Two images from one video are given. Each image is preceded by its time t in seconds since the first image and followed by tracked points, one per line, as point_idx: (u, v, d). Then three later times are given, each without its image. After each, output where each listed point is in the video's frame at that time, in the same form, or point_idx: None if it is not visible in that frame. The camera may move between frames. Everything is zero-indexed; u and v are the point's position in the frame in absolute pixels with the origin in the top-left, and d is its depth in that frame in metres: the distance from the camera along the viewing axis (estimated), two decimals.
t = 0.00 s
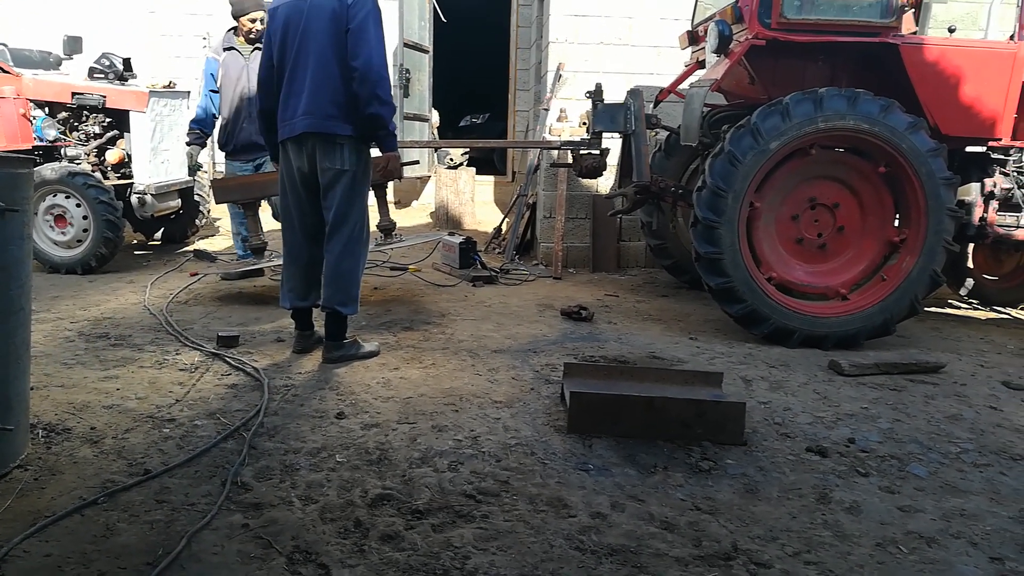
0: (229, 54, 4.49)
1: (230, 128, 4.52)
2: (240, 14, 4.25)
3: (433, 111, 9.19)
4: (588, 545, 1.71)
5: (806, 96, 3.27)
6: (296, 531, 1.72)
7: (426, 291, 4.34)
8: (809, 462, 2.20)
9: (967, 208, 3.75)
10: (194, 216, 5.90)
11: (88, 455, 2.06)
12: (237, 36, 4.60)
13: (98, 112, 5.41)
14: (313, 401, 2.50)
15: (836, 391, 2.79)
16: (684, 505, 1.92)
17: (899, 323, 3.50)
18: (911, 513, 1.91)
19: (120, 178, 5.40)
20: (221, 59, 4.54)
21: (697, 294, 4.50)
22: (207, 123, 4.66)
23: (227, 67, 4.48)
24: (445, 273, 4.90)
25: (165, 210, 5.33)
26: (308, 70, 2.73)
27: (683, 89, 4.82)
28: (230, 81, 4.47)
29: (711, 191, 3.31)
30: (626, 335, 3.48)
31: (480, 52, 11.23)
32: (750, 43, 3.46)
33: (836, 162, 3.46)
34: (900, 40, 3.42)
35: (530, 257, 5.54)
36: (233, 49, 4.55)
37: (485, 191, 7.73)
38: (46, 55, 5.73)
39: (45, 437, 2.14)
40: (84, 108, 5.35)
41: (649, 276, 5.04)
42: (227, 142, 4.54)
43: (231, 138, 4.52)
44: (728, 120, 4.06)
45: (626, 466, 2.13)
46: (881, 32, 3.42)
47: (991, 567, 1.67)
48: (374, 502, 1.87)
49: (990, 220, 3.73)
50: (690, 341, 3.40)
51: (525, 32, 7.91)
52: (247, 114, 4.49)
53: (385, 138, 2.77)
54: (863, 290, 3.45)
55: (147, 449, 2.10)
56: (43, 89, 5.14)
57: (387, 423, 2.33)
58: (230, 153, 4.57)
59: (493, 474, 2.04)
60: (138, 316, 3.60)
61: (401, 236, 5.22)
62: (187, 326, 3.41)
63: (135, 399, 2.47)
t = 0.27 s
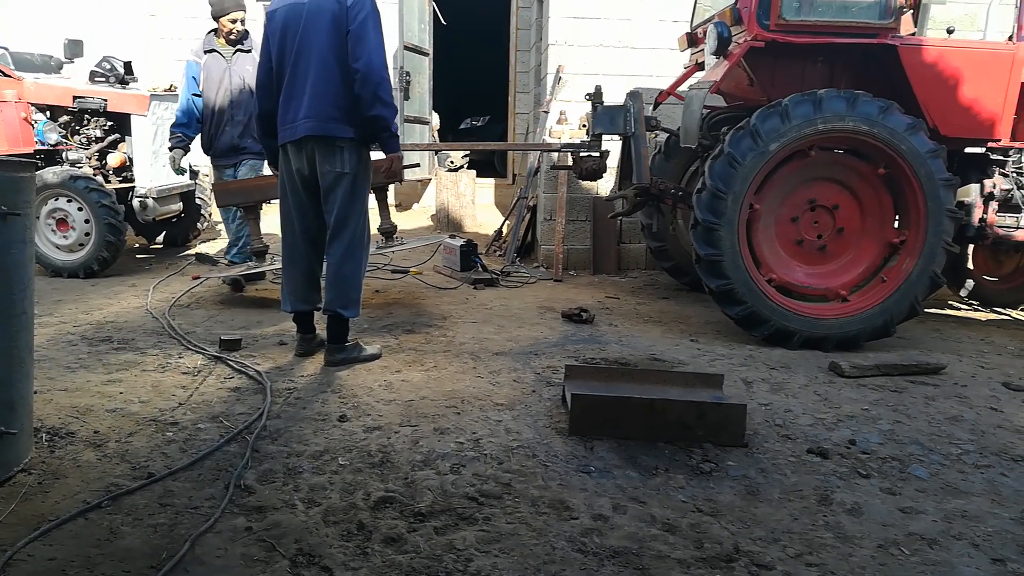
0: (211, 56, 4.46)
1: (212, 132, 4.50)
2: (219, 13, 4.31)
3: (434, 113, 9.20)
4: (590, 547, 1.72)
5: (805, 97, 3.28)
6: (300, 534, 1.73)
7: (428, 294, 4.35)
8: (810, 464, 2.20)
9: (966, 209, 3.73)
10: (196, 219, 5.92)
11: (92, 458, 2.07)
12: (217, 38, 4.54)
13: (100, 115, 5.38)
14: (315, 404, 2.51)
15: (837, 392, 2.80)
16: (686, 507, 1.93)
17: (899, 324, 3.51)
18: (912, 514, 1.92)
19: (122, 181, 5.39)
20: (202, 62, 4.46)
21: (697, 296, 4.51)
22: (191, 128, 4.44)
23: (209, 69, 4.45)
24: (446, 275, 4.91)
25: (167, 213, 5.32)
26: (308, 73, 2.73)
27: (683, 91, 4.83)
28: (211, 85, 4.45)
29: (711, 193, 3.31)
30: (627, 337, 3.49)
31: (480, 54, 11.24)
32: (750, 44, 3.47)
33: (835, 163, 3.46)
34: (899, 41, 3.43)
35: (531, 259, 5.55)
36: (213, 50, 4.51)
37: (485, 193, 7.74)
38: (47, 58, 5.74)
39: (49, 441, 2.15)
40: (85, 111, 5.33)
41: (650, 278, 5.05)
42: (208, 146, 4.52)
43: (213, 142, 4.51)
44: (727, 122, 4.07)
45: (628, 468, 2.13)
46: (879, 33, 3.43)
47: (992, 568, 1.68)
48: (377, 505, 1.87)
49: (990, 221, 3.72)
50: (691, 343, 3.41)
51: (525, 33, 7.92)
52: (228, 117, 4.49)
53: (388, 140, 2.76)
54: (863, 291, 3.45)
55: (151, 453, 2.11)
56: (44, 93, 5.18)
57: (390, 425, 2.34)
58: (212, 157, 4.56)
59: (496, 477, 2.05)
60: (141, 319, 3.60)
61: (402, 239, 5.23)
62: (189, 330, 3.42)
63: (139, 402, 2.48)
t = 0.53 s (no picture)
0: (207, 51, 4.33)
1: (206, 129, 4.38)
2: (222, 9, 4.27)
3: (442, 110, 9.19)
4: (601, 544, 1.71)
5: (816, 92, 3.26)
6: (311, 531, 1.73)
7: (437, 290, 4.35)
8: (822, 461, 2.19)
9: (979, 204, 3.70)
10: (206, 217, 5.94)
11: (105, 455, 2.08)
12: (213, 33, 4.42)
13: (110, 114, 5.43)
14: (325, 400, 2.51)
15: (848, 389, 2.78)
16: (697, 504, 1.92)
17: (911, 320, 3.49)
18: (925, 511, 1.91)
19: (132, 180, 5.40)
20: (199, 56, 4.34)
21: (707, 292, 4.49)
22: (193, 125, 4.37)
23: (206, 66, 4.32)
24: (455, 272, 4.91)
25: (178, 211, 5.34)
26: (318, 72, 2.73)
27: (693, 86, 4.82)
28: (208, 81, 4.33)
29: (721, 189, 3.30)
30: (637, 333, 3.48)
31: (488, 50, 11.21)
32: (760, 39, 3.45)
33: (846, 158, 3.44)
34: (910, 35, 3.40)
35: (540, 255, 5.55)
36: (211, 46, 4.38)
37: (494, 190, 7.73)
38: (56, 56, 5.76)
39: (62, 438, 2.16)
40: (96, 110, 5.37)
41: (660, 274, 5.03)
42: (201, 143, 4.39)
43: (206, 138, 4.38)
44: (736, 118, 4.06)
45: (639, 465, 2.13)
46: (891, 28, 3.39)
47: (1006, 566, 1.67)
48: (388, 502, 1.87)
49: (1004, 216, 3.67)
50: (701, 339, 3.40)
51: (533, 29, 7.90)
52: (225, 115, 4.35)
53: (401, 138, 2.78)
54: (875, 287, 3.43)
55: (163, 449, 2.12)
56: (54, 92, 5.20)
57: (400, 422, 2.34)
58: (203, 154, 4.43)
59: (506, 473, 2.04)
60: (151, 317, 3.62)
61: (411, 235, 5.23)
62: (200, 327, 3.43)
63: (150, 399, 2.49)
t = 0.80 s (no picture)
0: (229, 62, 4.31)
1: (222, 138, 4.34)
2: (245, 19, 4.21)
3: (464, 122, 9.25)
4: (621, 560, 1.70)
5: (841, 106, 3.24)
6: (332, 541, 1.74)
7: (458, 301, 4.36)
8: (845, 479, 2.16)
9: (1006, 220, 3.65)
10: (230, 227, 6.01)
11: (129, 462, 2.10)
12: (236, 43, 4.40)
13: (138, 126, 5.49)
14: (347, 411, 2.52)
15: (872, 406, 2.75)
16: (718, 521, 1.91)
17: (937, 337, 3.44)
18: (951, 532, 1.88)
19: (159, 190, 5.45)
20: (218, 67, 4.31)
21: (729, 306, 4.47)
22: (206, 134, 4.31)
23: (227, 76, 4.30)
24: (476, 283, 4.93)
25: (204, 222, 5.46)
26: (345, 87, 2.75)
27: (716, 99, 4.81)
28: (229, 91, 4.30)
29: (744, 202, 3.29)
30: (658, 347, 3.47)
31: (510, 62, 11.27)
32: (784, 52, 3.45)
33: (871, 172, 3.42)
34: (937, 49, 3.38)
35: (561, 267, 5.55)
36: (232, 57, 4.35)
37: (515, 201, 7.75)
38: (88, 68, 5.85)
39: (87, 444, 2.19)
40: (126, 121, 5.46)
41: (681, 287, 5.01)
42: (216, 152, 4.33)
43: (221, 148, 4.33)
44: (761, 131, 4.04)
45: (659, 480, 2.12)
46: (917, 41, 3.38)
47: None
48: (408, 513, 1.88)
49: None
50: (722, 354, 3.38)
51: (556, 42, 7.93)
52: (246, 125, 4.32)
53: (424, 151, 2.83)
54: (900, 302, 3.39)
55: (186, 457, 2.14)
56: (85, 103, 5.30)
57: (420, 434, 2.35)
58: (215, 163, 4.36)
59: (526, 487, 2.04)
60: (175, 325, 3.66)
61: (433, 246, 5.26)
62: (223, 335, 3.47)
63: (175, 407, 2.51)
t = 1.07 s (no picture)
0: (229, 62, 4.06)
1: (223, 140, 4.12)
2: (242, 16, 4.00)
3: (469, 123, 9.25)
4: (628, 562, 1.69)
5: (849, 108, 3.22)
6: (337, 542, 1.73)
7: (463, 302, 4.35)
8: (853, 482, 2.15)
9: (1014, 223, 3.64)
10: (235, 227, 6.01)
11: (134, 462, 2.10)
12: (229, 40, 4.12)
13: (143, 124, 5.52)
14: (352, 411, 2.51)
15: (880, 409, 2.73)
16: (726, 524, 1.89)
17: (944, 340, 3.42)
18: (960, 536, 1.86)
19: (163, 189, 5.45)
20: (217, 67, 4.04)
21: (735, 308, 4.45)
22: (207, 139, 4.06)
23: (227, 77, 4.06)
24: (481, 284, 4.92)
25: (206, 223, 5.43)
26: (343, 87, 2.75)
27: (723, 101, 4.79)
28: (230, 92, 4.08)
29: (751, 204, 3.27)
30: (663, 348, 3.45)
31: (515, 65, 11.28)
32: (792, 54, 3.43)
33: (878, 174, 3.40)
34: (945, 51, 3.37)
35: (566, 269, 5.54)
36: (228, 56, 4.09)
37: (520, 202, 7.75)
38: (92, 66, 5.85)
39: (92, 443, 2.18)
40: (130, 120, 5.47)
41: (687, 289, 5.00)
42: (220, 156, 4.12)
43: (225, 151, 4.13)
44: (768, 133, 4.01)
45: (666, 482, 2.10)
46: (925, 43, 3.38)
47: None
48: (413, 514, 1.87)
49: None
50: (728, 356, 3.36)
51: (561, 43, 7.92)
52: (247, 127, 4.15)
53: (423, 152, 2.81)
54: (907, 305, 3.37)
55: (191, 457, 2.13)
56: (90, 102, 5.31)
57: (425, 435, 2.34)
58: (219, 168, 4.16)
59: (531, 488, 2.03)
60: (180, 325, 3.66)
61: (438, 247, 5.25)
62: (228, 335, 3.46)
63: (179, 407, 2.51)
